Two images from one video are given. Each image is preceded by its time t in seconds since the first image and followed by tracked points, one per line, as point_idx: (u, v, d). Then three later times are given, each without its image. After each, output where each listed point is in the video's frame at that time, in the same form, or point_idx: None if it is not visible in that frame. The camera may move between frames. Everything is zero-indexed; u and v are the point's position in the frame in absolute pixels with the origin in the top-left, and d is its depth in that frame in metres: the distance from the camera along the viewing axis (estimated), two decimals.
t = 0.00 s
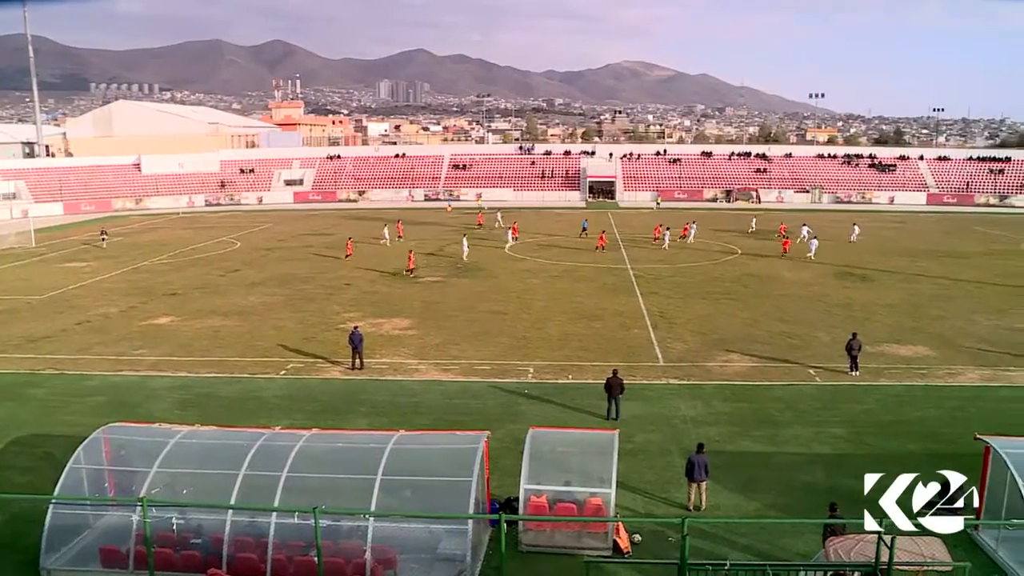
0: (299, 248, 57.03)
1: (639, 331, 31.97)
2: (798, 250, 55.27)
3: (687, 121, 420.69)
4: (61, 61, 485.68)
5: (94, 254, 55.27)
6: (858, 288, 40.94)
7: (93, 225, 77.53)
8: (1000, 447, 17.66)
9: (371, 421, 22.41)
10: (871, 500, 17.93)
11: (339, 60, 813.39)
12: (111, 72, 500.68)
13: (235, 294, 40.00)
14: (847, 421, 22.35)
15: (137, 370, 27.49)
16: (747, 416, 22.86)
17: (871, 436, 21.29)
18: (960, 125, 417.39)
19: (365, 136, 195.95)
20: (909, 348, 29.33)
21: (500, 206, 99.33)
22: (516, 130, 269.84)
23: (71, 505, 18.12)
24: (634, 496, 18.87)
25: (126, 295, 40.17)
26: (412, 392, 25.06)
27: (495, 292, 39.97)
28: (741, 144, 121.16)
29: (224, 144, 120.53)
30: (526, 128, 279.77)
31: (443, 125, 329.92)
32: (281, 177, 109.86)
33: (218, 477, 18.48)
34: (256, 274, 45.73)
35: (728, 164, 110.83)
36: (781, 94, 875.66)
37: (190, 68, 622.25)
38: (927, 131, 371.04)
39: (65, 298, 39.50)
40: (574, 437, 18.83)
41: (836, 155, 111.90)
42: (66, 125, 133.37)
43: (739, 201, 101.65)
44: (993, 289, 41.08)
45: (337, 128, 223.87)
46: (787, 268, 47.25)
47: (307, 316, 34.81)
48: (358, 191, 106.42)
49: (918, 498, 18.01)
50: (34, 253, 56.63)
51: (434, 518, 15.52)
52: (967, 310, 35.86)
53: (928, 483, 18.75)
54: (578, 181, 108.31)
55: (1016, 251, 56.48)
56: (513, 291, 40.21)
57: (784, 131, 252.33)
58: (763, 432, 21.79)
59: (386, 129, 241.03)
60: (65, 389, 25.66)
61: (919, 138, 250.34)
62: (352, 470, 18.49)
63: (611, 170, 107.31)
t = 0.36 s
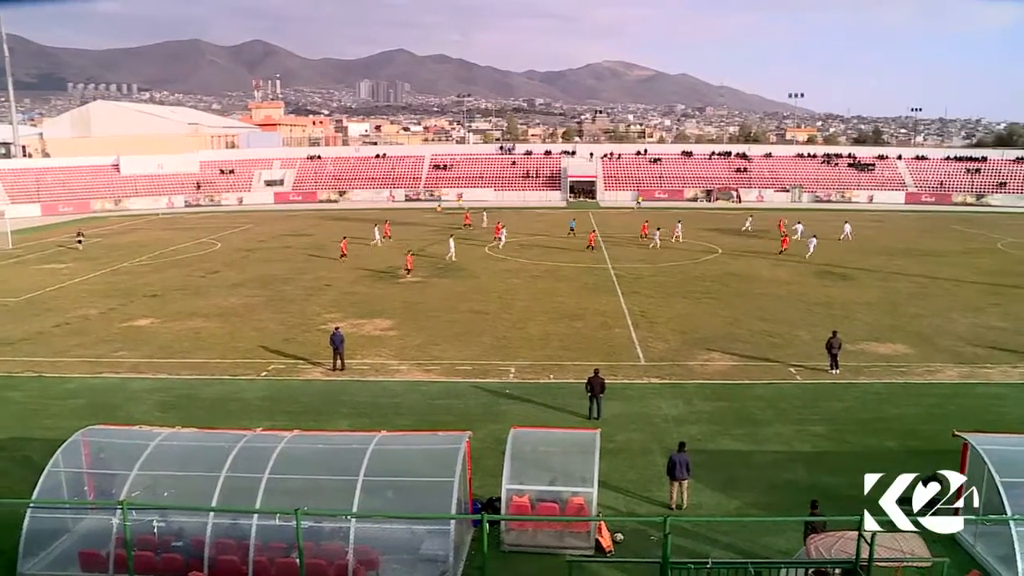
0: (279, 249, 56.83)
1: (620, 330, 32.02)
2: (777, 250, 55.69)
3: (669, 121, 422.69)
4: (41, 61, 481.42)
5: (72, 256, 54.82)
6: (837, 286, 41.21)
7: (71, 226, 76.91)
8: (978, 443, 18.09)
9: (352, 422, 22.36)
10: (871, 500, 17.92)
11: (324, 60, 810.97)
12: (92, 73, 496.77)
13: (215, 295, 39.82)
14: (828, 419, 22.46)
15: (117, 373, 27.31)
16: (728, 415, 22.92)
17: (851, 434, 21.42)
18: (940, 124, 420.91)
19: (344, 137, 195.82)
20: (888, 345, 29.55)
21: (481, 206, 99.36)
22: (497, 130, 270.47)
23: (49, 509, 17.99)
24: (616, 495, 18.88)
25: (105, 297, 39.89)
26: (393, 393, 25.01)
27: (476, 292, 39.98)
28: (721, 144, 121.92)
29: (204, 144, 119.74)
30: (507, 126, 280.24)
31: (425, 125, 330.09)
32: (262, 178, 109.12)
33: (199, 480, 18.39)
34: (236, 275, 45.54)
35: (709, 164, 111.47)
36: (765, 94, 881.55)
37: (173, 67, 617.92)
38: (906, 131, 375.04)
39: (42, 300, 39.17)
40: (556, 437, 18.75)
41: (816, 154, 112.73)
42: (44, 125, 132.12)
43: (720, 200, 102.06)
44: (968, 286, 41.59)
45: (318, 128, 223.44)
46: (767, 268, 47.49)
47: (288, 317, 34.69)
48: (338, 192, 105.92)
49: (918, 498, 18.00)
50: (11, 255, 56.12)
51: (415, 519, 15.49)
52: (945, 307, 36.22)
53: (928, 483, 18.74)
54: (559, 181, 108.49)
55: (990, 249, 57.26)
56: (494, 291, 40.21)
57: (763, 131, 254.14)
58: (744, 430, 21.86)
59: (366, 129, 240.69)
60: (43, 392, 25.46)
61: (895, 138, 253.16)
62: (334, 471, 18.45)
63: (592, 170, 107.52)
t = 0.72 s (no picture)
0: (258, 250, 56.54)
1: (600, 330, 32.05)
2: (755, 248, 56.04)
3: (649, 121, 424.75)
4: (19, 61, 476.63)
5: (47, 258, 54.26)
6: (814, 285, 41.46)
7: (46, 228, 76.16)
8: (954, 439, 18.34)
9: (331, 423, 22.28)
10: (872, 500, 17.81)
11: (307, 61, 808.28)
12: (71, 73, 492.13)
13: (193, 297, 39.58)
14: (807, 417, 22.58)
15: (94, 375, 27.11)
16: (708, 414, 23.00)
17: (830, 432, 21.55)
18: (919, 125, 424.69)
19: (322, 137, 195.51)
20: (865, 343, 29.79)
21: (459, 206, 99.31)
22: (476, 130, 270.51)
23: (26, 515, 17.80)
24: (597, 495, 18.87)
25: (81, 299, 39.54)
26: (372, 394, 24.93)
27: (455, 292, 39.97)
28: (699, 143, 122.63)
29: (181, 144, 118.78)
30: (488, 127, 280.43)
31: (405, 125, 329.87)
32: (240, 179, 108.13)
33: (178, 483, 18.26)
34: (215, 277, 45.31)
35: (687, 164, 112.13)
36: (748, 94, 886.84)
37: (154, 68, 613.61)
38: (884, 131, 379.06)
39: (18, 303, 38.79)
40: (536, 437, 18.77)
41: (794, 153, 113.57)
42: (18, 126, 130.61)
43: (698, 199, 102.28)
44: (942, 284, 42.10)
45: (297, 129, 222.86)
46: (744, 266, 47.80)
47: (267, 318, 34.52)
48: (317, 193, 105.24)
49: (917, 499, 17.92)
50: None
51: (395, 519, 15.46)
52: (920, 305, 36.61)
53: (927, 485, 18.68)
54: (538, 181, 108.67)
55: (963, 247, 57.99)
56: (474, 291, 40.20)
57: (740, 130, 255.92)
58: (724, 429, 21.93)
59: (345, 129, 240.16)
60: (19, 395, 25.23)
61: (870, 138, 255.63)
62: (314, 472, 18.39)
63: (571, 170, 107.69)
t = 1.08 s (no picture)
0: (234, 251, 56.18)
1: (577, 330, 32.12)
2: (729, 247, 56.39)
3: (627, 121, 426.47)
4: None
5: (19, 260, 53.66)
6: (790, 283, 41.78)
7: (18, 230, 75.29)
8: (928, 436, 18.56)
9: (308, 424, 22.20)
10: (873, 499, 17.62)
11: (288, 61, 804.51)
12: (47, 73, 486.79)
13: (169, 299, 39.33)
14: (783, 415, 22.73)
15: (67, 379, 26.85)
16: (685, 412, 23.09)
17: (806, 429, 21.70)
18: (895, 124, 429.41)
19: (296, 137, 195.00)
20: (840, 341, 30.05)
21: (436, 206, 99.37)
22: (453, 130, 270.67)
23: None
24: (575, 494, 18.90)
25: (54, 301, 39.14)
26: (349, 396, 24.87)
27: (432, 293, 39.97)
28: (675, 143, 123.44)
29: (155, 145, 117.87)
30: (466, 127, 280.83)
31: (384, 125, 329.43)
32: (215, 180, 107.41)
33: (154, 486, 18.11)
34: (191, 278, 45.03)
35: (663, 163, 112.85)
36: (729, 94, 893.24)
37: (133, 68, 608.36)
38: (861, 132, 383.53)
39: None
40: (513, 437, 18.78)
41: (769, 153, 114.61)
42: None
43: (675, 199, 102.36)
44: (912, 282, 42.67)
45: (273, 130, 221.92)
46: (721, 266, 48.04)
47: (243, 320, 34.36)
48: (293, 193, 104.44)
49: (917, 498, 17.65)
50: None
51: (373, 520, 15.42)
52: (892, 303, 37.05)
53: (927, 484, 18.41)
54: (514, 180, 108.95)
55: (931, 245, 58.90)
56: (451, 292, 40.20)
57: (715, 130, 258.24)
58: (701, 428, 22.02)
59: (321, 130, 239.60)
60: None
61: (843, 139, 258.95)
62: (291, 474, 18.32)
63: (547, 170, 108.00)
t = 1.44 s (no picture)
0: (204, 253, 55.66)
1: (549, 329, 32.18)
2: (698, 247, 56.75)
3: (601, 121, 428.50)
4: None
5: None
6: (760, 282, 42.13)
7: None
8: (896, 432, 18.77)
9: (280, 426, 22.10)
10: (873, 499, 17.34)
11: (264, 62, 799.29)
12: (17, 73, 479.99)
13: (138, 301, 38.95)
14: (754, 412, 22.91)
15: (34, 383, 26.51)
16: (658, 411, 23.20)
17: (777, 427, 21.89)
18: (864, 125, 435.60)
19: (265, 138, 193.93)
20: (810, 339, 30.35)
21: (407, 207, 99.42)
22: (426, 130, 271.08)
23: None
24: (548, 493, 18.92)
25: (21, 305, 38.63)
26: (321, 398, 24.79)
27: (404, 293, 39.90)
28: (647, 142, 124.21)
29: (123, 145, 116.61)
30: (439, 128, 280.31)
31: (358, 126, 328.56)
32: (184, 181, 106.33)
33: (124, 490, 17.93)
34: (160, 280, 44.66)
35: (633, 162, 113.57)
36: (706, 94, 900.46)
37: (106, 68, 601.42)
38: (834, 132, 387.35)
39: None
40: (486, 437, 18.76)
41: (740, 152, 115.78)
42: None
43: (645, 198, 103.17)
44: (880, 279, 43.23)
45: (244, 130, 220.53)
46: (692, 265, 48.30)
47: (215, 322, 34.13)
48: (263, 194, 102.85)
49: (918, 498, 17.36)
50: None
51: (345, 523, 15.33)
52: (861, 301, 37.49)
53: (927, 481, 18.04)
54: (485, 180, 109.08)
55: (899, 243, 59.69)
56: (422, 292, 40.15)
57: (685, 130, 259.38)
58: (674, 426, 22.13)
59: (292, 130, 238.18)
60: None
61: (813, 138, 261.42)
62: (262, 477, 18.20)
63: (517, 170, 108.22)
